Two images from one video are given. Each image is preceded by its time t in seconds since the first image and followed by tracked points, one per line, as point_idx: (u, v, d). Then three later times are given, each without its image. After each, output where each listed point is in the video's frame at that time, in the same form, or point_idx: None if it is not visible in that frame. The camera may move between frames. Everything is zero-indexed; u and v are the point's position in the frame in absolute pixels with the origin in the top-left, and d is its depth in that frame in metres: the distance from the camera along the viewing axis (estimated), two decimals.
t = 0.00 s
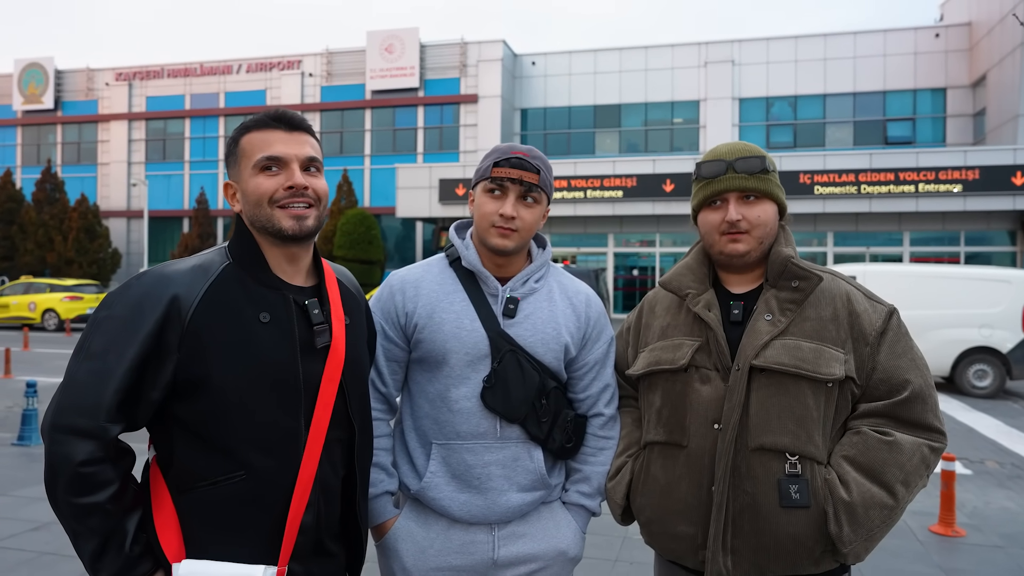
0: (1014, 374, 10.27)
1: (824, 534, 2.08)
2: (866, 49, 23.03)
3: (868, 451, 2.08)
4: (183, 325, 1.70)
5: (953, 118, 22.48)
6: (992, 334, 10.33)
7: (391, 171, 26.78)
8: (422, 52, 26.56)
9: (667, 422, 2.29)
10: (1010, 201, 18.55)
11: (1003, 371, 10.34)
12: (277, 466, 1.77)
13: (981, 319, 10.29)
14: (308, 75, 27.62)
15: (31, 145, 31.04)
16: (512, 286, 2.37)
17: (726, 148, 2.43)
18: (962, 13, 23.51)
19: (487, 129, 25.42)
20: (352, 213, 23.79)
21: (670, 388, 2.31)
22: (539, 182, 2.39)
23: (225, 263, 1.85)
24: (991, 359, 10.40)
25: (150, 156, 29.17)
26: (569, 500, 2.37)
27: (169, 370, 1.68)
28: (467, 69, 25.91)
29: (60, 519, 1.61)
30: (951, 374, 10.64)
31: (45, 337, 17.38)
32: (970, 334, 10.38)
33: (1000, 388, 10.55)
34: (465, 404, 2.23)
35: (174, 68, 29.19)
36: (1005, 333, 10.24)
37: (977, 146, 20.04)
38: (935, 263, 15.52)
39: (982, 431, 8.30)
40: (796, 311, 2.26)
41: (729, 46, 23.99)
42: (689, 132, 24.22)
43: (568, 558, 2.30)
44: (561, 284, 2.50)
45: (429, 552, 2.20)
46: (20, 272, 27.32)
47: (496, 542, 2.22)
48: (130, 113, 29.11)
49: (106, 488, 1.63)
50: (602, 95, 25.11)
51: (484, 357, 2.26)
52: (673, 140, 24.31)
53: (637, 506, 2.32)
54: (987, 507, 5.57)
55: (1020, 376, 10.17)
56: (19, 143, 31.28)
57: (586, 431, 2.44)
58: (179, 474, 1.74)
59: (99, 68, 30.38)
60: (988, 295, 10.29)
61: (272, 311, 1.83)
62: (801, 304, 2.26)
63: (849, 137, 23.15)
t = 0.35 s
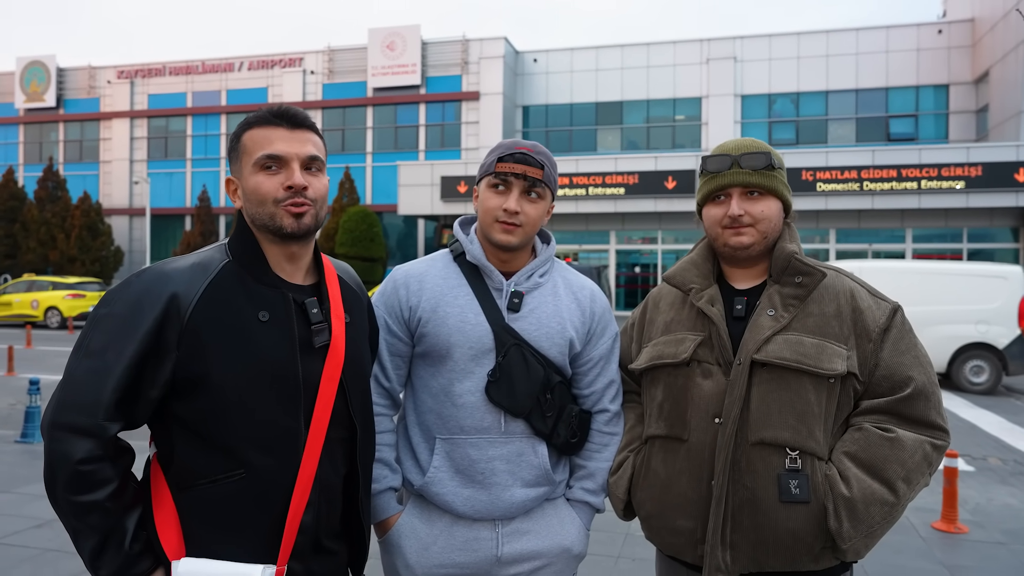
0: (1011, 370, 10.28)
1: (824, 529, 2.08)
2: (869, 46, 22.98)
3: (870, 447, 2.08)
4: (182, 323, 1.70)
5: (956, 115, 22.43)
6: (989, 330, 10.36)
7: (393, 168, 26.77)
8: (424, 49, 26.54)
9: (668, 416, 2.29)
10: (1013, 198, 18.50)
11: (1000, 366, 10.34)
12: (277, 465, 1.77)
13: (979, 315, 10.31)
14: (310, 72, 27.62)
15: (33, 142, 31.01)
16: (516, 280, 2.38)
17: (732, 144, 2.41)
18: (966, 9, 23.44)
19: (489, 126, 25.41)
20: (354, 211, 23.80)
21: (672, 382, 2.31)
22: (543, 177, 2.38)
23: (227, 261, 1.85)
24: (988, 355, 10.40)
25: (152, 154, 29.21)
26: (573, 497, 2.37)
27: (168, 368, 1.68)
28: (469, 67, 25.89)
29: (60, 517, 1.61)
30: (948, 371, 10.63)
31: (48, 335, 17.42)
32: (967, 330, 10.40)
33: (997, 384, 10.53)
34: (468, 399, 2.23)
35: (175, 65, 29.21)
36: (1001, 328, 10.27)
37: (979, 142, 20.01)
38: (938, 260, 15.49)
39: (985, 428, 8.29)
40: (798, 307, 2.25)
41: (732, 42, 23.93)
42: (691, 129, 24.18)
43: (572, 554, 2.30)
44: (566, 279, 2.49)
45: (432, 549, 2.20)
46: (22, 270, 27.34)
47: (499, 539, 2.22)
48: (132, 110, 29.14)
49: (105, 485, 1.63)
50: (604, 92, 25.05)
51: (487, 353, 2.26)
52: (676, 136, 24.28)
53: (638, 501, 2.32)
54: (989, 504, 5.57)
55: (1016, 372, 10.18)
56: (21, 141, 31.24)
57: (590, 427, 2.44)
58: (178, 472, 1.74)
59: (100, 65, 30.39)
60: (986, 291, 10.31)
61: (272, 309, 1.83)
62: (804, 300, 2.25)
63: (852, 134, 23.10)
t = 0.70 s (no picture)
0: (993, 363, 10.33)
1: (824, 527, 2.08)
2: (870, 42, 22.93)
3: (871, 445, 2.08)
4: (187, 320, 1.70)
5: (958, 111, 22.38)
6: (972, 324, 10.38)
7: (394, 166, 26.76)
8: (424, 46, 26.52)
9: (670, 413, 2.29)
10: (1016, 193, 18.47)
11: (982, 359, 10.40)
12: (280, 463, 1.77)
13: (962, 309, 10.35)
14: (310, 70, 27.61)
15: (33, 140, 31.00)
16: (518, 277, 2.37)
17: (729, 142, 2.40)
18: (968, 5, 23.37)
19: (490, 123, 25.39)
20: (355, 208, 23.81)
21: (673, 379, 2.31)
22: (545, 174, 2.38)
23: (230, 258, 1.84)
24: (971, 349, 10.43)
25: (153, 152, 29.23)
26: (575, 494, 2.37)
27: (172, 367, 1.68)
28: (469, 64, 25.87)
29: (63, 516, 1.61)
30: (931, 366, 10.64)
31: (50, 333, 17.42)
32: (951, 325, 10.40)
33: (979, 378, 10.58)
34: (470, 396, 2.23)
35: (176, 63, 29.21)
36: (984, 323, 10.30)
37: (981, 138, 19.98)
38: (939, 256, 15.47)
39: (986, 424, 8.29)
40: (800, 304, 2.25)
41: (733, 39, 23.87)
42: (692, 126, 24.13)
43: (573, 552, 2.30)
44: (568, 277, 2.49)
45: (433, 546, 2.19)
46: (24, 268, 27.35)
47: (502, 536, 2.21)
48: (132, 108, 29.16)
49: (109, 484, 1.63)
50: (605, 88, 25.01)
51: (490, 349, 2.26)
52: (676, 133, 24.25)
53: (639, 497, 2.32)
54: (991, 500, 5.57)
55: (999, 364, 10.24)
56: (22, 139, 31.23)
57: (592, 425, 2.44)
58: (181, 470, 1.74)
59: (101, 63, 30.39)
60: (968, 286, 10.35)
61: (276, 307, 1.83)
62: (805, 297, 2.25)
63: (853, 130, 23.06)
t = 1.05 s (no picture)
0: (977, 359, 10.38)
1: (820, 525, 2.10)
2: (870, 41, 22.94)
3: (866, 443, 2.10)
4: (183, 318, 1.72)
5: (958, 110, 22.40)
6: (957, 321, 10.44)
7: (393, 165, 26.77)
8: (424, 46, 26.53)
9: (666, 412, 2.31)
10: (1015, 193, 18.50)
11: (966, 355, 10.41)
12: (279, 460, 1.79)
13: (946, 306, 10.43)
14: (310, 69, 27.67)
15: (33, 139, 30.95)
16: (517, 276, 2.39)
17: (725, 142, 2.42)
18: (968, 4, 23.37)
19: (489, 122, 25.41)
20: (355, 208, 23.84)
21: (669, 377, 2.33)
22: (543, 173, 2.40)
23: (225, 256, 1.87)
24: (955, 345, 10.46)
25: (153, 151, 29.24)
26: (574, 492, 2.39)
27: (169, 365, 1.70)
28: (469, 63, 25.85)
29: (62, 517, 1.63)
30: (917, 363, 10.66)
31: (50, 333, 17.44)
32: (936, 322, 10.47)
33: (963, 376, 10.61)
34: (469, 394, 2.25)
35: (175, 62, 29.24)
36: (969, 320, 10.37)
37: (980, 138, 20.01)
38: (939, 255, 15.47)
39: (985, 423, 8.32)
40: (794, 302, 2.27)
41: (732, 38, 23.87)
42: (691, 125, 24.15)
43: (572, 550, 2.32)
44: (567, 275, 2.51)
45: (433, 543, 2.21)
46: (24, 268, 27.41)
47: (500, 534, 2.23)
48: (132, 108, 29.20)
49: (109, 484, 1.65)
50: (605, 88, 25.02)
51: (487, 347, 2.28)
52: (676, 132, 24.26)
53: (637, 495, 2.34)
54: (991, 499, 5.59)
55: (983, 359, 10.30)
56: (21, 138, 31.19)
57: (590, 423, 2.45)
58: (180, 470, 1.75)
59: (100, 63, 30.40)
60: (952, 283, 10.45)
61: (272, 303, 1.85)
62: (801, 296, 2.27)
63: (852, 130, 23.07)
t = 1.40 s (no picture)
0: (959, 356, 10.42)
1: (815, 523, 2.11)
2: (869, 39, 22.94)
3: (861, 442, 2.11)
4: (174, 316, 1.74)
5: (957, 108, 22.41)
6: (939, 318, 10.46)
7: (392, 163, 26.76)
8: (423, 44, 26.52)
9: (662, 410, 2.32)
10: (1013, 191, 18.52)
11: (949, 352, 10.47)
12: (270, 460, 1.80)
13: (928, 303, 10.46)
14: (309, 68, 27.62)
15: (32, 137, 30.89)
16: (514, 275, 2.39)
17: (721, 140, 2.43)
18: (967, 2, 23.37)
19: (488, 121, 25.38)
20: (353, 206, 23.85)
21: (666, 376, 2.33)
22: (541, 172, 2.40)
23: (217, 255, 1.88)
24: (938, 342, 10.49)
25: (152, 149, 29.23)
26: (570, 490, 2.39)
27: (159, 364, 1.72)
28: (468, 61, 25.82)
29: (54, 515, 1.65)
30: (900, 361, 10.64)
31: (49, 331, 17.44)
32: (919, 319, 10.47)
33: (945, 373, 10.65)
34: (465, 392, 2.25)
35: (174, 60, 29.21)
36: (951, 316, 10.40)
37: (979, 136, 20.03)
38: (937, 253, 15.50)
39: (984, 421, 8.34)
40: (791, 301, 2.28)
41: (732, 36, 23.85)
42: (690, 123, 24.14)
43: (569, 548, 2.32)
44: (563, 274, 2.51)
45: (429, 542, 2.22)
46: (22, 267, 27.41)
47: (497, 532, 2.24)
48: (131, 106, 29.18)
49: (98, 482, 1.66)
50: (604, 86, 25.00)
51: (484, 346, 2.28)
52: (675, 131, 24.26)
53: (632, 494, 2.35)
54: (988, 497, 5.60)
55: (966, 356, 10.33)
56: (20, 136, 31.13)
57: (586, 422, 2.46)
58: (171, 469, 1.77)
59: (99, 61, 30.36)
60: (934, 279, 10.50)
61: (263, 303, 1.86)
62: (797, 295, 2.28)
63: (851, 128, 23.05)
